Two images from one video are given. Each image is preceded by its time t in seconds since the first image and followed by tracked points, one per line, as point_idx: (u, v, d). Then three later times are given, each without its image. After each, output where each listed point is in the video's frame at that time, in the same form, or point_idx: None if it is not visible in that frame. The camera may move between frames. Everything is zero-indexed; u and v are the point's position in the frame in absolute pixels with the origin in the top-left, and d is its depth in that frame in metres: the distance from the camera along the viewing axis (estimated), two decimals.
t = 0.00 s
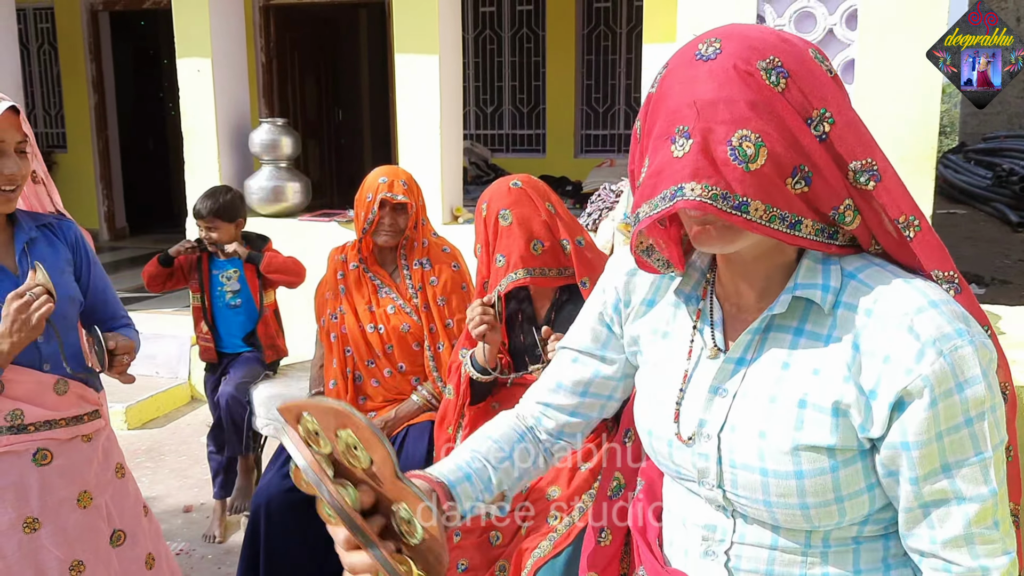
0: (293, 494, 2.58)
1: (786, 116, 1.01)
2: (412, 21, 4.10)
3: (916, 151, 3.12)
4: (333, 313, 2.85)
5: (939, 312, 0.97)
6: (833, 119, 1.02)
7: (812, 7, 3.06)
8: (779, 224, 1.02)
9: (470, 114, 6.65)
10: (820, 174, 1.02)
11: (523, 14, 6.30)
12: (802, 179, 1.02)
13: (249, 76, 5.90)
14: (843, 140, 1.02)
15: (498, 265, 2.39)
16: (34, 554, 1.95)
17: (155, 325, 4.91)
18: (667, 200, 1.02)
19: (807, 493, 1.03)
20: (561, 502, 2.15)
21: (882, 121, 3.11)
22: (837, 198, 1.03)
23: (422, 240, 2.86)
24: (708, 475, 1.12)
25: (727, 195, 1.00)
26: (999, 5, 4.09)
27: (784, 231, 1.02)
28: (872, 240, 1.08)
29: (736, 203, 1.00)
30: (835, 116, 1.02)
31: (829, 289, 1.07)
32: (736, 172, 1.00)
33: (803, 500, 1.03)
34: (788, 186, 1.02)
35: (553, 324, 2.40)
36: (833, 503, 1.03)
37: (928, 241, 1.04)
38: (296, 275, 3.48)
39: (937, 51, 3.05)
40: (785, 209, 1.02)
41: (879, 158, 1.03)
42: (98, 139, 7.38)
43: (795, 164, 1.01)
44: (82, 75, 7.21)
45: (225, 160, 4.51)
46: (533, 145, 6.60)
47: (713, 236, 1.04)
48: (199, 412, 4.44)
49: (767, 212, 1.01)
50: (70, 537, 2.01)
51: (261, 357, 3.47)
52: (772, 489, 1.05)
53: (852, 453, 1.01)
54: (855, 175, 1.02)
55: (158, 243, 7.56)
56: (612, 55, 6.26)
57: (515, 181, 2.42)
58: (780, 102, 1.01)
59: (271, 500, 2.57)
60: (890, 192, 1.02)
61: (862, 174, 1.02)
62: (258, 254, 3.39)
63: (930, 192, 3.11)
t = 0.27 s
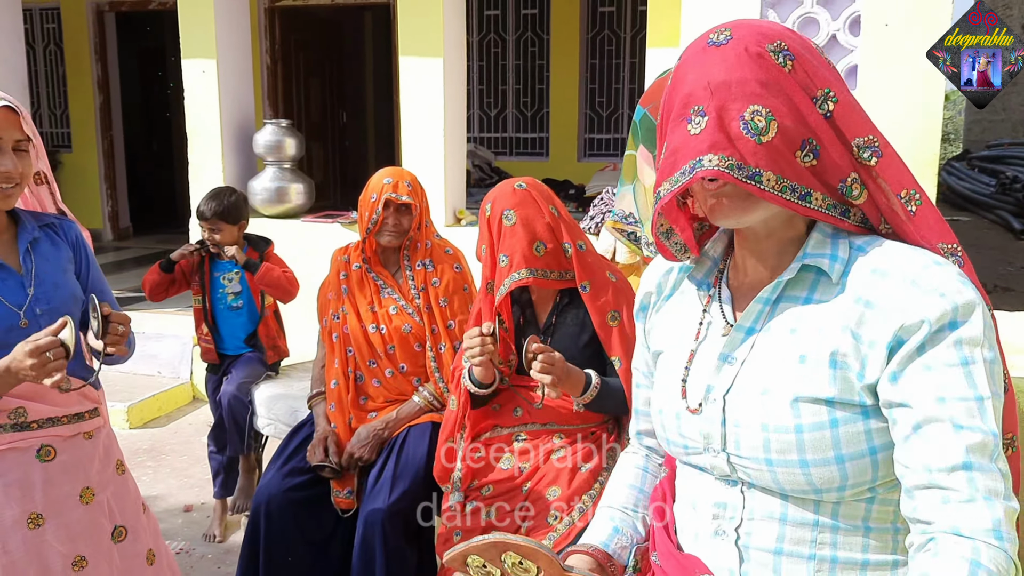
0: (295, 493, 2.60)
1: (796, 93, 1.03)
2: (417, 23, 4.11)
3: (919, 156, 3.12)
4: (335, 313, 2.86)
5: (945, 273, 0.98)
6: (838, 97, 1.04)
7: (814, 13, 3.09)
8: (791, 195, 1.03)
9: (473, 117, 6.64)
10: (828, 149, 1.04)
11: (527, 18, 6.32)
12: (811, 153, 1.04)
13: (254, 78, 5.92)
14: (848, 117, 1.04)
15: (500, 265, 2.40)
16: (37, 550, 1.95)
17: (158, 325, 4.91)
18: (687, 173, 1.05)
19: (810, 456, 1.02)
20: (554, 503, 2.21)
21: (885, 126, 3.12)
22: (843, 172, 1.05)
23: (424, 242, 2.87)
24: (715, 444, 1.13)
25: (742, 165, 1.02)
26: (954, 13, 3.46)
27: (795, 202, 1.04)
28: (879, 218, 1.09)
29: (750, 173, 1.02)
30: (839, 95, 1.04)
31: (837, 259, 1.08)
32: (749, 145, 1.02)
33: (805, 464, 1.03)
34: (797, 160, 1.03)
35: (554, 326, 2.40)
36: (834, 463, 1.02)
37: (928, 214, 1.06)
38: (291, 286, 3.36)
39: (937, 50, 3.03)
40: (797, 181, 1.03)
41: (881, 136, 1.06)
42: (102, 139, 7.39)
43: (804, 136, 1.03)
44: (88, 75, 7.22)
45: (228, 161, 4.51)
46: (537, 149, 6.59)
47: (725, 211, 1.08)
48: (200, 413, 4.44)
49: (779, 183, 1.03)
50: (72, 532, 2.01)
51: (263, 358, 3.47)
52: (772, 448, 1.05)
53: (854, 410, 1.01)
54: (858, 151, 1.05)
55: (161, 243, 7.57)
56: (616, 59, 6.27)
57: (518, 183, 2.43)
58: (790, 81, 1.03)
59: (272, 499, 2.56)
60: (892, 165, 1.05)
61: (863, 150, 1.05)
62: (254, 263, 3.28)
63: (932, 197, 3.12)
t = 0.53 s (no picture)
0: (286, 496, 2.62)
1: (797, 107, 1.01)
2: (430, 34, 4.14)
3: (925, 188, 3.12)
4: (334, 317, 2.86)
5: (947, 261, 0.92)
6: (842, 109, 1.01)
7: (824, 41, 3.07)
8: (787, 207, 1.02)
9: (481, 131, 6.74)
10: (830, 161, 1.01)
11: (538, 36, 6.37)
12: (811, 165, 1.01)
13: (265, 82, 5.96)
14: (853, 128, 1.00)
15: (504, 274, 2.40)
16: (24, 539, 1.94)
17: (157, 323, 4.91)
18: (686, 184, 1.07)
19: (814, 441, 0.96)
20: (546, 519, 2.17)
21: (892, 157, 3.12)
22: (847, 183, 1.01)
23: (427, 249, 2.88)
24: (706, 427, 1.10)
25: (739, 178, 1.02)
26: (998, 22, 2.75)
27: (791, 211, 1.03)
28: (896, 227, 1.03)
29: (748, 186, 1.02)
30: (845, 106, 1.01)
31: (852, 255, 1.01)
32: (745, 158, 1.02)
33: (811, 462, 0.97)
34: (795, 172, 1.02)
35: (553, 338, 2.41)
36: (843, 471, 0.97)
37: (935, 228, 1.01)
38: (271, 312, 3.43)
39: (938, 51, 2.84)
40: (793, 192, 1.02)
41: (891, 147, 1.01)
42: (111, 136, 7.43)
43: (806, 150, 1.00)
44: (99, 73, 7.27)
45: (236, 163, 4.53)
46: (543, 166, 6.63)
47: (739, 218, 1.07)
48: (194, 412, 4.43)
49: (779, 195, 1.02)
50: (60, 523, 2.00)
51: (260, 360, 3.46)
52: (783, 453, 0.99)
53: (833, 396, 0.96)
54: (864, 162, 1.01)
55: (163, 243, 7.59)
56: (625, 81, 6.29)
57: (523, 193, 2.45)
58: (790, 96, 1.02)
59: (262, 500, 2.59)
60: (900, 173, 1.01)
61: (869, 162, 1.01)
62: (243, 283, 3.26)
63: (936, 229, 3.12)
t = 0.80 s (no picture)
0: (293, 527, 2.65)
1: (816, 163, 0.99)
2: (438, 66, 4.20)
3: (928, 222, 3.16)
4: (342, 347, 2.88)
5: (954, 331, 0.90)
6: (862, 164, 0.98)
7: (828, 77, 3.12)
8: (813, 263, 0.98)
9: (486, 157, 6.76)
10: (853, 214, 0.97)
11: (544, 64, 6.44)
12: (834, 220, 0.98)
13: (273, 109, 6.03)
14: (875, 184, 0.98)
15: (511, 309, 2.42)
16: (33, 571, 1.95)
17: (164, 347, 4.94)
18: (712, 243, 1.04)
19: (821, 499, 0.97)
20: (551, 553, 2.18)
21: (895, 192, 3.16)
22: (872, 236, 0.97)
23: (434, 281, 2.90)
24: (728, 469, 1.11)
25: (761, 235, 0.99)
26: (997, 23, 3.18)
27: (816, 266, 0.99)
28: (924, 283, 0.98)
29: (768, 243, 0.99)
30: (865, 162, 0.98)
31: (878, 313, 0.97)
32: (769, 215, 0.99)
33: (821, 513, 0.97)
34: (818, 226, 0.98)
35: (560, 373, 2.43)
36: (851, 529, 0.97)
37: (958, 283, 0.97)
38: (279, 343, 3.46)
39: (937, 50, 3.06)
40: (817, 247, 0.99)
41: (911, 202, 0.98)
42: (119, 160, 7.49)
43: (824, 205, 0.98)
44: (108, 98, 7.35)
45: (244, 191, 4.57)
46: (547, 192, 6.67)
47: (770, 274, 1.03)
48: (199, 439, 4.44)
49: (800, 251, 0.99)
50: (68, 556, 2.01)
51: (267, 388, 3.48)
52: (794, 502, 0.99)
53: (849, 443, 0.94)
54: (884, 216, 0.98)
55: (168, 266, 7.63)
56: (629, 109, 6.35)
57: (530, 229, 2.47)
58: (809, 152, 0.99)
59: (269, 531, 2.62)
60: (920, 230, 0.98)
61: (891, 217, 0.98)
62: (251, 316, 3.32)
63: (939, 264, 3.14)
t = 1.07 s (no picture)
0: (303, 528, 2.65)
1: (870, 167, 0.97)
2: (456, 74, 4.22)
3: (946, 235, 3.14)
4: (356, 350, 2.87)
5: (1008, 363, 0.82)
6: (919, 167, 0.95)
7: (846, 90, 3.13)
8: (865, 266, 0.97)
9: (499, 170, 6.78)
10: (906, 220, 0.95)
11: (559, 78, 6.47)
12: (889, 224, 0.96)
13: (289, 118, 6.08)
14: (931, 188, 0.95)
15: (527, 313, 2.40)
16: (43, 562, 1.94)
17: (174, 351, 4.94)
18: (763, 244, 1.05)
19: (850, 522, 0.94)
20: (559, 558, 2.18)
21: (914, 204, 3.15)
22: (928, 241, 0.94)
23: (450, 284, 2.89)
24: (784, 480, 1.08)
25: (811, 240, 0.99)
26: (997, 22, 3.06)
27: (872, 272, 0.97)
28: (986, 289, 0.92)
29: (820, 246, 0.98)
30: (922, 164, 0.95)
31: (935, 318, 0.93)
32: (820, 222, 0.99)
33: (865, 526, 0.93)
34: (870, 231, 0.97)
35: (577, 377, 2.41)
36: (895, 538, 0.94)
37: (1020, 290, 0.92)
38: (290, 347, 3.45)
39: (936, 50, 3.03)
40: (871, 251, 0.97)
41: (970, 205, 0.94)
42: (134, 167, 7.55)
43: (879, 208, 0.96)
44: (126, 105, 7.41)
45: (259, 196, 4.59)
46: (560, 206, 6.68)
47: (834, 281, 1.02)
48: (208, 442, 4.43)
49: (854, 255, 0.97)
50: (79, 548, 2.00)
51: (278, 390, 3.47)
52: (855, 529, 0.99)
53: (898, 464, 0.90)
54: (941, 221, 0.95)
55: (180, 272, 7.66)
56: (644, 124, 6.36)
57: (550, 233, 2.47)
58: (862, 157, 0.97)
59: (279, 532, 2.63)
60: (980, 234, 0.93)
61: (947, 222, 0.94)
62: (259, 320, 3.34)
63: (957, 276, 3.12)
